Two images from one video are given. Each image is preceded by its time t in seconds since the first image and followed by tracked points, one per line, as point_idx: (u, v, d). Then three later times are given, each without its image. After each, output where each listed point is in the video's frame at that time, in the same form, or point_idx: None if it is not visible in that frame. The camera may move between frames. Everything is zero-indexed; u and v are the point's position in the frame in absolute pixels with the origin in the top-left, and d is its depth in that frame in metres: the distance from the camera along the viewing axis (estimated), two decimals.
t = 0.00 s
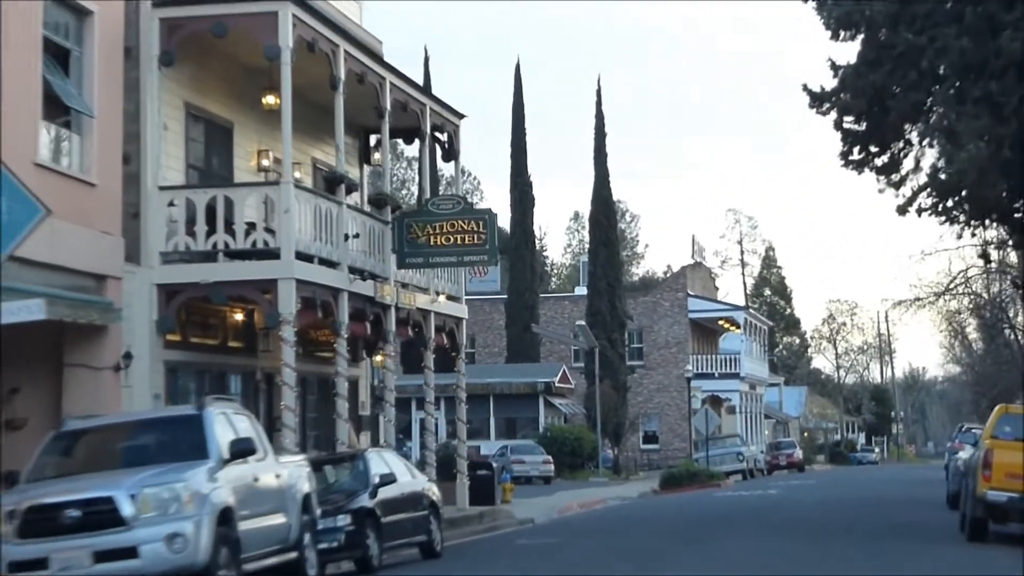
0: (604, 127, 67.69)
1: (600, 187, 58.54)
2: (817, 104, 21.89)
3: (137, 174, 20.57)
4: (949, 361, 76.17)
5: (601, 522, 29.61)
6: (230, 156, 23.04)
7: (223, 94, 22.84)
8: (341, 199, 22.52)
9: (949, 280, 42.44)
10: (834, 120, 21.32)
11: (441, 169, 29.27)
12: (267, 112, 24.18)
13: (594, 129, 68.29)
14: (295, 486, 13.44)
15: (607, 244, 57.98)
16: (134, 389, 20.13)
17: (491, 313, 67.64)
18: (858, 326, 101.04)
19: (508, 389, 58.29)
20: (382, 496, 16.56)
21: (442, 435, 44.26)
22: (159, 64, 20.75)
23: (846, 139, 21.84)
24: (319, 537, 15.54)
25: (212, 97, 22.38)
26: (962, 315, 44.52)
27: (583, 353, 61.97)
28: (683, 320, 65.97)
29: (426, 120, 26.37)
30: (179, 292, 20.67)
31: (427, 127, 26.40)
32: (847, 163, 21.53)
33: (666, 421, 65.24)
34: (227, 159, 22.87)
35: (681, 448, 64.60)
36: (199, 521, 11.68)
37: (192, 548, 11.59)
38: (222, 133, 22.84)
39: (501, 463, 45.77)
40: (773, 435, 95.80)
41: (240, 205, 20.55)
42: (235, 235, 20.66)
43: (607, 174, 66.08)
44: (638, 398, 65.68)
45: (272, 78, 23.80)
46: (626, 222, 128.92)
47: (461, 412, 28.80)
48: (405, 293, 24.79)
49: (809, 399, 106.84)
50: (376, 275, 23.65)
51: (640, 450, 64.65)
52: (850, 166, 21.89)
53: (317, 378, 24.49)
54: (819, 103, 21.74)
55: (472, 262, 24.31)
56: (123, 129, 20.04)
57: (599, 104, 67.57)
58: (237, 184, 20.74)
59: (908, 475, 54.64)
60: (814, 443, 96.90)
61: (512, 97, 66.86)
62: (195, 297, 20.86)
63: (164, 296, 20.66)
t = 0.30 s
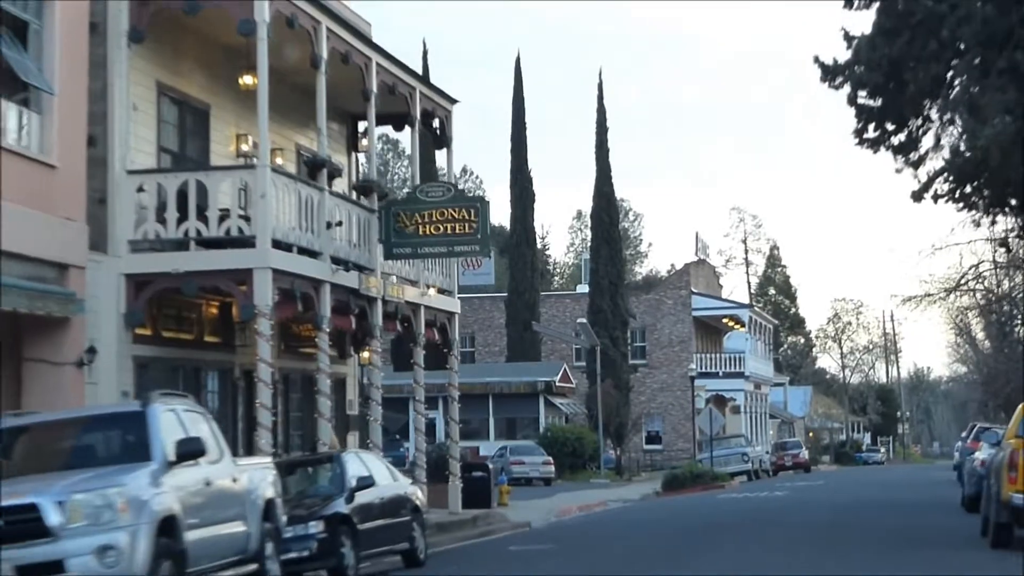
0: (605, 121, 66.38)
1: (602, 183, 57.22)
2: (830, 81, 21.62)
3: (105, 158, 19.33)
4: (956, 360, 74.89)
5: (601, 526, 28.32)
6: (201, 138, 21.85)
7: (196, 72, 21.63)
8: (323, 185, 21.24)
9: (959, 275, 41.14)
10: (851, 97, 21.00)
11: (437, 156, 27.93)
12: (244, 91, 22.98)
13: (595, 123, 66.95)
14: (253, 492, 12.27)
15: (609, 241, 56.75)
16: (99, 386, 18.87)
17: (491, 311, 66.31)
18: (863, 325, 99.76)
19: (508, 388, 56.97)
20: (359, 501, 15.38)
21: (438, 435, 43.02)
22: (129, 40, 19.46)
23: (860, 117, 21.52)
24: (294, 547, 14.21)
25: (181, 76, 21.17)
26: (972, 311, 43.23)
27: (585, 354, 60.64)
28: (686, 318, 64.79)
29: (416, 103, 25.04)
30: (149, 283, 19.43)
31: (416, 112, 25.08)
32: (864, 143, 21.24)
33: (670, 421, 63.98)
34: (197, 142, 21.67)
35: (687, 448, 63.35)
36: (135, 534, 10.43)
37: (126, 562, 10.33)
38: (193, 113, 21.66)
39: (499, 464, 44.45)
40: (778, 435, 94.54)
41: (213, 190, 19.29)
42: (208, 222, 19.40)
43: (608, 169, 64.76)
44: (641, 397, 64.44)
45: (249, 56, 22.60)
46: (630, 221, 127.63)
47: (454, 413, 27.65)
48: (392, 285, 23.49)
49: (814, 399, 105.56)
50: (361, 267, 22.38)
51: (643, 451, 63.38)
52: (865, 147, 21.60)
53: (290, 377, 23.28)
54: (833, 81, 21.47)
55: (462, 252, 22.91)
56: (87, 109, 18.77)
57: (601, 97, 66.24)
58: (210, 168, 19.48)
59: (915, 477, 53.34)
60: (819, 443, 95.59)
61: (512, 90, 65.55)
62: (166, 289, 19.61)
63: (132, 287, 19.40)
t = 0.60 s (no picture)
0: (605, 118, 65.28)
1: (602, 180, 56.15)
2: (841, 57, 21.30)
3: (68, 142, 18.21)
4: (960, 360, 73.85)
5: (598, 530, 27.24)
6: (174, 124, 20.77)
7: (169, 53, 20.53)
8: (304, 173, 20.09)
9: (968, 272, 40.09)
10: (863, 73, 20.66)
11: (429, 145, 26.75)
12: (219, 75, 21.91)
13: (596, 119, 65.85)
14: (207, 499, 11.31)
15: (610, 238, 55.65)
16: (63, 385, 17.78)
17: (490, 311, 65.11)
18: (867, 325, 98.59)
19: (506, 388, 55.84)
20: (335, 506, 14.33)
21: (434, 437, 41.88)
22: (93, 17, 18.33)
23: (872, 92, 21.18)
24: (259, 560, 13.24)
25: (153, 57, 20.08)
26: (980, 308, 42.19)
27: (586, 353, 59.56)
28: (688, 317, 63.72)
29: (404, 89, 23.89)
30: (117, 275, 18.33)
31: (404, 97, 23.95)
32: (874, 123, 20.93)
33: (671, 421, 62.75)
34: (170, 127, 20.58)
35: (688, 450, 62.10)
36: (58, 546, 9.27)
37: None
38: (166, 97, 20.57)
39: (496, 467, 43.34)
40: (781, 436, 93.37)
41: (184, 176, 18.16)
42: (179, 211, 18.28)
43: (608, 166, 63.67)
44: (642, 398, 63.27)
45: (224, 38, 21.52)
46: (631, 221, 126.56)
47: (443, 412, 26.47)
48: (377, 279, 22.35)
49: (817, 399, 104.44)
50: (345, 260, 21.26)
51: (645, 452, 62.36)
52: (876, 126, 21.29)
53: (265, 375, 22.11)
54: (844, 57, 21.16)
55: (452, 244, 21.76)
56: (48, 89, 17.64)
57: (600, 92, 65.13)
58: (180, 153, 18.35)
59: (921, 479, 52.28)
60: (822, 444, 94.46)
61: (511, 86, 64.45)
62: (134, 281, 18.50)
63: (98, 280, 18.31)
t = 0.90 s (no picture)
0: (571, 103, 63.96)
1: (567, 166, 54.85)
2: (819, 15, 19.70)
3: None
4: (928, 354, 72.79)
5: (556, 525, 25.95)
6: (103, 90, 19.45)
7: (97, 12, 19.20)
8: (239, 142, 18.76)
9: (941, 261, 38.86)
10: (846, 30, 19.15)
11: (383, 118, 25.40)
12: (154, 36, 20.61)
13: (561, 105, 64.52)
14: (98, 493, 10.02)
15: (573, 226, 54.35)
16: None
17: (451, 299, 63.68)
18: (834, 318, 97.49)
19: (466, 378, 54.50)
20: (261, 504, 13.15)
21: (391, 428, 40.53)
22: None
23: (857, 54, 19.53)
24: (172, 561, 12.25)
25: (78, 17, 18.74)
26: (953, 300, 40.98)
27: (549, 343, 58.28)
28: (654, 307, 62.31)
29: (352, 58, 22.54)
30: (33, 247, 17.01)
31: (352, 67, 22.59)
32: (855, 88, 19.57)
33: (635, 413, 61.60)
34: (97, 92, 19.25)
35: (651, 442, 61.02)
36: None
37: None
38: (93, 61, 19.22)
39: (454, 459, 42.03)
40: (746, 430, 92.25)
41: (106, 142, 16.82)
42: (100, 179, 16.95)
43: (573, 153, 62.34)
44: (605, 389, 62.04)
45: None
46: (597, 210, 125.28)
47: (394, 401, 25.21)
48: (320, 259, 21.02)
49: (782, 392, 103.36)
50: (284, 236, 19.97)
51: (608, 444, 61.12)
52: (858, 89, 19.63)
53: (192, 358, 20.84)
54: (822, 14, 19.62)
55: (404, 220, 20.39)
56: None
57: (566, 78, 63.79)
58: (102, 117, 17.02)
59: (889, 474, 51.14)
60: (787, 438, 93.35)
61: (475, 70, 63.08)
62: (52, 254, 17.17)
63: (13, 253, 17.01)
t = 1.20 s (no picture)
0: (562, 97, 62.71)
1: (558, 160, 53.66)
2: None
3: None
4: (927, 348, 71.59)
5: (547, 528, 24.76)
6: (56, 74, 18.20)
7: None
8: (201, 127, 17.55)
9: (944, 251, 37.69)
10: None
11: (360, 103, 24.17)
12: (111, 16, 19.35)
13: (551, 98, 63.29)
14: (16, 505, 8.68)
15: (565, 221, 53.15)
16: None
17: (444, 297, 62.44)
18: (832, 312, 96.28)
19: (458, 377, 53.27)
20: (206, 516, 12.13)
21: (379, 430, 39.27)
22: None
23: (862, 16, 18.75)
24: None
25: None
26: (956, 290, 39.82)
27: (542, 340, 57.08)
28: (649, 303, 61.23)
29: (324, 40, 21.32)
30: None
31: (324, 50, 21.37)
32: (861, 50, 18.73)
33: (632, 411, 60.35)
34: (49, 77, 18.00)
35: (648, 440, 59.79)
36: None
37: None
38: (45, 43, 17.98)
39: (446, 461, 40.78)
40: (745, 427, 91.02)
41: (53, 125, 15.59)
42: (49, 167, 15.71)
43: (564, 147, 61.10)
44: (601, 387, 60.85)
45: None
46: (590, 207, 123.99)
47: (375, 403, 24.02)
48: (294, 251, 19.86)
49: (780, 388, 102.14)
50: (252, 227, 18.77)
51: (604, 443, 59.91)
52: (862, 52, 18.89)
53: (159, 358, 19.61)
54: None
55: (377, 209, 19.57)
56: None
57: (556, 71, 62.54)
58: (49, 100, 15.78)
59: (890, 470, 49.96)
60: (786, 434, 92.13)
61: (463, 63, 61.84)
62: None
63: None
